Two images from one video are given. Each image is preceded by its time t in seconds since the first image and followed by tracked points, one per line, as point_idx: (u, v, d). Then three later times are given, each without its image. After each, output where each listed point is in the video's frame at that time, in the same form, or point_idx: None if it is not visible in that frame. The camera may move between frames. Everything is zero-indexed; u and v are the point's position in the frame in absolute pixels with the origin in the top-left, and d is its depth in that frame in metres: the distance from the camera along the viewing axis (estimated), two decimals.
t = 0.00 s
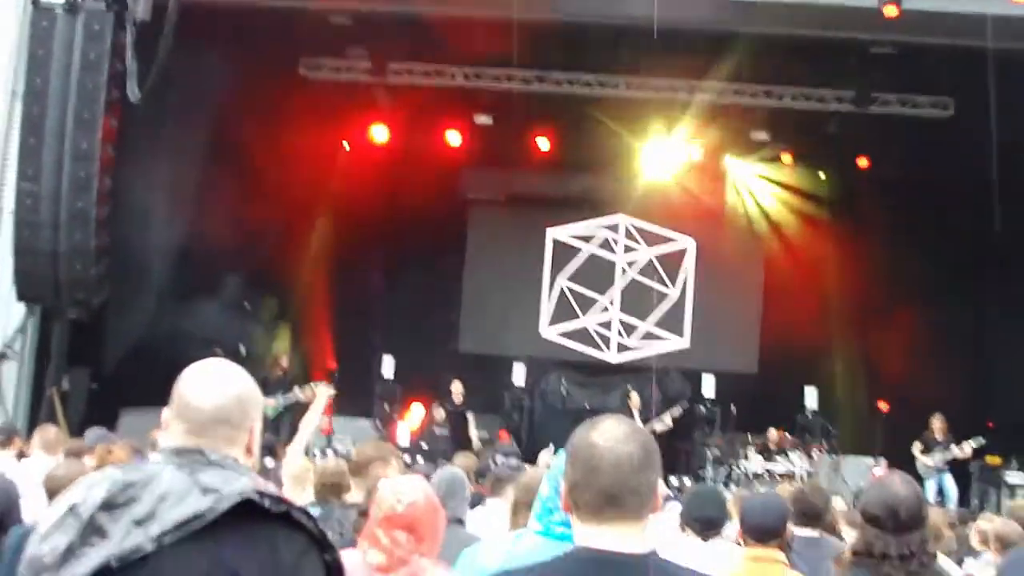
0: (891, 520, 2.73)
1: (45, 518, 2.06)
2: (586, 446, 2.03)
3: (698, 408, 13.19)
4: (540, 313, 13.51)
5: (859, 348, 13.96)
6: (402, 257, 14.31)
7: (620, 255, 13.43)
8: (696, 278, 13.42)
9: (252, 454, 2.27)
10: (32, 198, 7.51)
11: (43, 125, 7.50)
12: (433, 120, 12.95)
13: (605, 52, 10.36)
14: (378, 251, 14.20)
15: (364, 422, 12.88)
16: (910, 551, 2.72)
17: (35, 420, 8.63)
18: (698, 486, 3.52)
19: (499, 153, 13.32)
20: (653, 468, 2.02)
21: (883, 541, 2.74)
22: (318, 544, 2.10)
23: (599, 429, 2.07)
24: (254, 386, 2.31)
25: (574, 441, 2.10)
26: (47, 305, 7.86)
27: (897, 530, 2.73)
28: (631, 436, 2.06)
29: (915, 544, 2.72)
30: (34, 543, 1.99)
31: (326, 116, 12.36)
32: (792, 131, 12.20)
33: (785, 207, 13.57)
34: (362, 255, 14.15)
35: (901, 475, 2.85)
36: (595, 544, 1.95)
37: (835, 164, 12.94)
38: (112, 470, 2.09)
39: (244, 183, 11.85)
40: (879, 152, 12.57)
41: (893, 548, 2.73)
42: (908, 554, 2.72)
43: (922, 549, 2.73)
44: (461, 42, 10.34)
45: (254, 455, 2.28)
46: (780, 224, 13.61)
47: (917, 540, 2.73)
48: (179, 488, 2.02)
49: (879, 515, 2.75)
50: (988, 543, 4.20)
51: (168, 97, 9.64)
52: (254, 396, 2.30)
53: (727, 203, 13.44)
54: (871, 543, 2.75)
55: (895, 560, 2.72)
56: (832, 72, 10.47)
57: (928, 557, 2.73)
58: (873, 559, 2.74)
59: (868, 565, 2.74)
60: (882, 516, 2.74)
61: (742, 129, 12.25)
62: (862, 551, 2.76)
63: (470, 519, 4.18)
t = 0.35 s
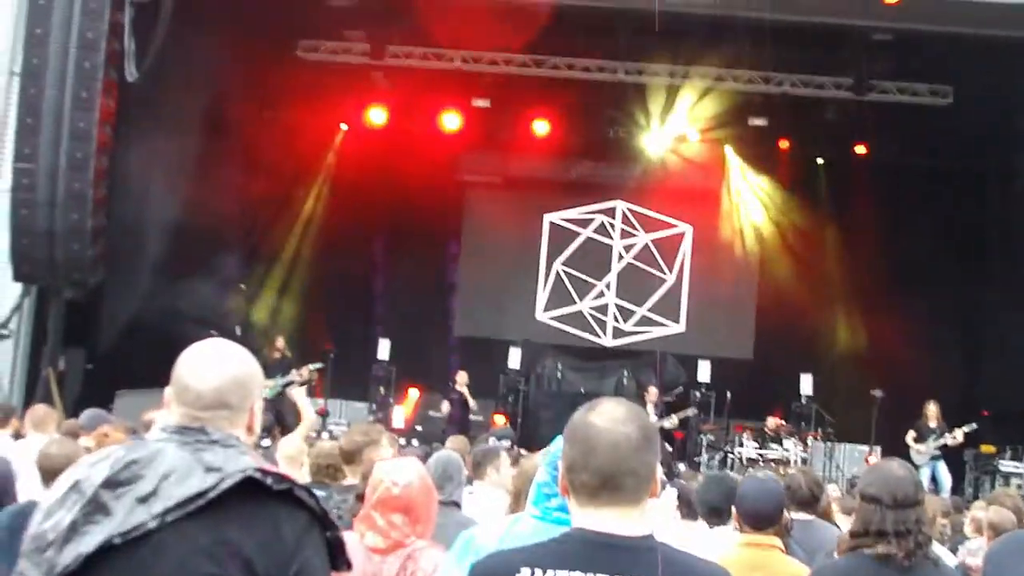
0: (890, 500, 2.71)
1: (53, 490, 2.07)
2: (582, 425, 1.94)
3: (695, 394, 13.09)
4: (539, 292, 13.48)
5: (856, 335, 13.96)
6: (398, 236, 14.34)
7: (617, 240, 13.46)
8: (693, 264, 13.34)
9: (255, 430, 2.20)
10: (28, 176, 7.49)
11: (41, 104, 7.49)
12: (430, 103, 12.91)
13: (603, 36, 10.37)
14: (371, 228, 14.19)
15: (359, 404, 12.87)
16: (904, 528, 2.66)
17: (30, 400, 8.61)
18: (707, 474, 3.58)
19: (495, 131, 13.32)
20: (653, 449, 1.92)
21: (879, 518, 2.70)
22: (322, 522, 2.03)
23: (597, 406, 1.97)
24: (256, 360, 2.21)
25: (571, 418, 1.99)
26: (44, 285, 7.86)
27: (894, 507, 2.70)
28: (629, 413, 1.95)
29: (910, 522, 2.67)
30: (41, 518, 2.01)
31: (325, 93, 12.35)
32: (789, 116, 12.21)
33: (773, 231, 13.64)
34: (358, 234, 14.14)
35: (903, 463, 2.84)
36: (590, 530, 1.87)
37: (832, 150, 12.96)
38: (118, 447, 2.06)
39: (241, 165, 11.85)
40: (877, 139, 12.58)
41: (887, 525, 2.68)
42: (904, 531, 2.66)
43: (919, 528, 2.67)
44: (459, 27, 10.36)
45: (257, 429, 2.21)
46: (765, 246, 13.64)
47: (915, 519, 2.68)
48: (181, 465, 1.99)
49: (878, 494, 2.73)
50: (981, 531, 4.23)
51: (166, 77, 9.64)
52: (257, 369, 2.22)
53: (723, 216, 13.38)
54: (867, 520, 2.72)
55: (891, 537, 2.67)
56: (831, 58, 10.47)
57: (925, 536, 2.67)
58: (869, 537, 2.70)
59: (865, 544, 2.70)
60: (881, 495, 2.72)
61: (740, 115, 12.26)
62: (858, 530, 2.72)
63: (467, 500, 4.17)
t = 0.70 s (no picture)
0: (931, 497, 2.53)
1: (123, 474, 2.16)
2: (622, 416, 1.93)
3: (729, 383, 13.06)
4: (572, 285, 13.52)
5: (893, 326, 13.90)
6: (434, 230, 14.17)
7: (653, 229, 13.50)
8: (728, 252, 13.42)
9: (316, 415, 2.25)
10: (67, 160, 7.51)
11: (80, 88, 7.53)
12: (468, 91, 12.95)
13: (639, 24, 10.34)
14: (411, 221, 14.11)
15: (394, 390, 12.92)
16: (948, 526, 2.52)
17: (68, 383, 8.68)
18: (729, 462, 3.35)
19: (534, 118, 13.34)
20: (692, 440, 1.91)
21: (920, 516, 2.54)
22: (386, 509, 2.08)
23: (639, 398, 1.96)
24: (317, 345, 2.26)
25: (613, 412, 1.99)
26: (82, 268, 7.90)
27: (937, 504, 2.53)
28: (673, 408, 1.94)
29: (953, 520, 2.52)
30: (108, 502, 2.11)
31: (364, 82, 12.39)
32: (826, 106, 12.16)
33: (802, 264, 13.71)
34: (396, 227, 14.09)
35: (941, 455, 2.65)
36: (628, 518, 1.85)
37: (869, 140, 12.90)
38: (187, 433, 2.15)
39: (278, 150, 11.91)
40: (914, 130, 12.52)
41: (930, 523, 2.53)
42: (947, 529, 2.52)
43: (961, 525, 2.53)
44: (496, 13, 10.34)
45: (318, 416, 2.27)
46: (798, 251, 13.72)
47: (957, 516, 2.53)
48: (247, 451, 2.06)
49: (919, 490, 2.55)
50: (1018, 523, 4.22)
51: (204, 63, 9.67)
52: (318, 353, 2.26)
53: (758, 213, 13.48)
54: (908, 518, 2.56)
55: (932, 535, 2.52)
56: (869, 47, 10.41)
57: (967, 532, 2.53)
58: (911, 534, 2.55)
59: (904, 540, 2.55)
60: (921, 490, 2.54)
61: (777, 104, 12.22)
62: (898, 526, 2.57)
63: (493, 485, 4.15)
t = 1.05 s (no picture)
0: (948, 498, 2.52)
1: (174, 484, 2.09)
2: (645, 416, 1.91)
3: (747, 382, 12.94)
4: (589, 284, 13.46)
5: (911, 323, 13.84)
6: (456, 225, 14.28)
7: (668, 228, 13.52)
8: (744, 250, 13.39)
9: (362, 424, 2.16)
10: (83, 166, 7.55)
11: (94, 94, 7.55)
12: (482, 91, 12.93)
13: (654, 24, 10.32)
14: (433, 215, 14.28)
15: (411, 393, 12.90)
16: (965, 527, 2.50)
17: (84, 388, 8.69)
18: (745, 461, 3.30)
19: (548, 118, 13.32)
20: (714, 441, 1.89)
21: (938, 518, 2.51)
22: (431, 517, 1.98)
23: (662, 397, 1.94)
24: (360, 352, 2.16)
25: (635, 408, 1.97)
26: (98, 274, 7.92)
27: (954, 506, 2.51)
28: (695, 406, 1.93)
29: (970, 522, 2.50)
30: (161, 509, 2.03)
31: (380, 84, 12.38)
32: (841, 102, 12.12)
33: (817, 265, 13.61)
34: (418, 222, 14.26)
35: (955, 452, 2.64)
36: (645, 516, 1.85)
37: (885, 136, 12.85)
38: (235, 442, 2.06)
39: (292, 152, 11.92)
40: (931, 126, 12.47)
41: (948, 525, 2.50)
42: (964, 530, 2.49)
43: (978, 526, 2.51)
44: (507, 14, 10.32)
45: (364, 424, 2.17)
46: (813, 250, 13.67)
47: (973, 517, 2.51)
48: (294, 459, 1.96)
49: (935, 492, 2.53)
50: None
51: (218, 67, 9.66)
52: (362, 359, 2.17)
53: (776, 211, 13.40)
54: (925, 520, 2.53)
55: (950, 536, 2.49)
56: (884, 44, 10.38)
57: (983, 534, 2.51)
58: (927, 535, 2.52)
59: (922, 541, 2.53)
60: (936, 493, 2.52)
61: (792, 102, 12.17)
62: (915, 527, 2.54)
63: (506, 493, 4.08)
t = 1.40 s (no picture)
0: (970, 518, 2.43)
1: (221, 516, 2.00)
2: (666, 445, 1.90)
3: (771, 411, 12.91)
4: (612, 311, 13.50)
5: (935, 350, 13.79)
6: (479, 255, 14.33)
7: (691, 255, 13.49)
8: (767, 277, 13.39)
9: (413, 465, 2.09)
10: (105, 199, 7.60)
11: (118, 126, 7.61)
12: (504, 124, 12.92)
13: (674, 53, 10.36)
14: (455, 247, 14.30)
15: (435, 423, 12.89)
16: (989, 545, 2.41)
17: (109, 421, 8.71)
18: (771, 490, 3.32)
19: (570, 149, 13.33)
20: (735, 468, 1.88)
21: (961, 537, 2.43)
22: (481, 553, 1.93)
23: (680, 425, 1.95)
24: (415, 391, 2.11)
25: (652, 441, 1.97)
26: (122, 305, 7.95)
27: (977, 525, 2.42)
28: (712, 434, 1.93)
29: (994, 538, 2.41)
30: (209, 541, 1.94)
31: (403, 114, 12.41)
32: (863, 129, 12.11)
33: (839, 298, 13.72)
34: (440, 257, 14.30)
35: (976, 480, 2.56)
36: (671, 542, 1.84)
37: (908, 162, 12.82)
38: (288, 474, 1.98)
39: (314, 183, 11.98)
40: (954, 152, 12.44)
41: (971, 543, 2.42)
42: (988, 548, 2.41)
43: (1002, 545, 2.42)
44: (525, 45, 10.38)
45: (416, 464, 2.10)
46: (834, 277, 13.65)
47: (997, 536, 2.42)
48: (349, 492, 1.89)
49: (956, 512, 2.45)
50: None
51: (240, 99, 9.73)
52: (414, 395, 2.10)
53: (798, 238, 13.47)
54: (949, 540, 2.44)
55: (974, 557, 2.41)
56: (905, 70, 10.40)
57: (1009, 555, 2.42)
58: (953, 557, 2.43)
59: (946, 565, 2.43)
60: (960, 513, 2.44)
61: (813, 129, 12.17)
62: (939, 550, 2.44)
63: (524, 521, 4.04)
